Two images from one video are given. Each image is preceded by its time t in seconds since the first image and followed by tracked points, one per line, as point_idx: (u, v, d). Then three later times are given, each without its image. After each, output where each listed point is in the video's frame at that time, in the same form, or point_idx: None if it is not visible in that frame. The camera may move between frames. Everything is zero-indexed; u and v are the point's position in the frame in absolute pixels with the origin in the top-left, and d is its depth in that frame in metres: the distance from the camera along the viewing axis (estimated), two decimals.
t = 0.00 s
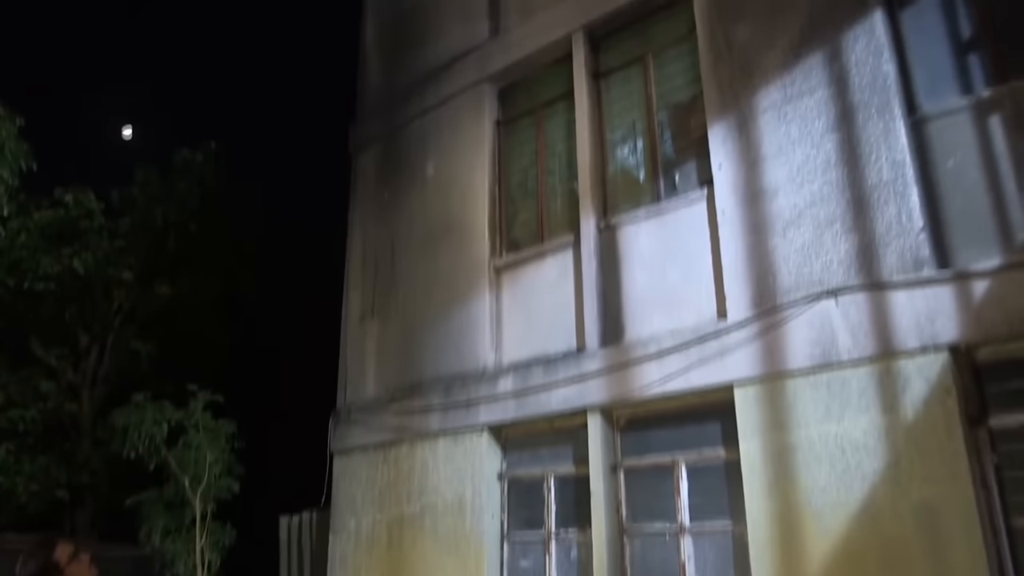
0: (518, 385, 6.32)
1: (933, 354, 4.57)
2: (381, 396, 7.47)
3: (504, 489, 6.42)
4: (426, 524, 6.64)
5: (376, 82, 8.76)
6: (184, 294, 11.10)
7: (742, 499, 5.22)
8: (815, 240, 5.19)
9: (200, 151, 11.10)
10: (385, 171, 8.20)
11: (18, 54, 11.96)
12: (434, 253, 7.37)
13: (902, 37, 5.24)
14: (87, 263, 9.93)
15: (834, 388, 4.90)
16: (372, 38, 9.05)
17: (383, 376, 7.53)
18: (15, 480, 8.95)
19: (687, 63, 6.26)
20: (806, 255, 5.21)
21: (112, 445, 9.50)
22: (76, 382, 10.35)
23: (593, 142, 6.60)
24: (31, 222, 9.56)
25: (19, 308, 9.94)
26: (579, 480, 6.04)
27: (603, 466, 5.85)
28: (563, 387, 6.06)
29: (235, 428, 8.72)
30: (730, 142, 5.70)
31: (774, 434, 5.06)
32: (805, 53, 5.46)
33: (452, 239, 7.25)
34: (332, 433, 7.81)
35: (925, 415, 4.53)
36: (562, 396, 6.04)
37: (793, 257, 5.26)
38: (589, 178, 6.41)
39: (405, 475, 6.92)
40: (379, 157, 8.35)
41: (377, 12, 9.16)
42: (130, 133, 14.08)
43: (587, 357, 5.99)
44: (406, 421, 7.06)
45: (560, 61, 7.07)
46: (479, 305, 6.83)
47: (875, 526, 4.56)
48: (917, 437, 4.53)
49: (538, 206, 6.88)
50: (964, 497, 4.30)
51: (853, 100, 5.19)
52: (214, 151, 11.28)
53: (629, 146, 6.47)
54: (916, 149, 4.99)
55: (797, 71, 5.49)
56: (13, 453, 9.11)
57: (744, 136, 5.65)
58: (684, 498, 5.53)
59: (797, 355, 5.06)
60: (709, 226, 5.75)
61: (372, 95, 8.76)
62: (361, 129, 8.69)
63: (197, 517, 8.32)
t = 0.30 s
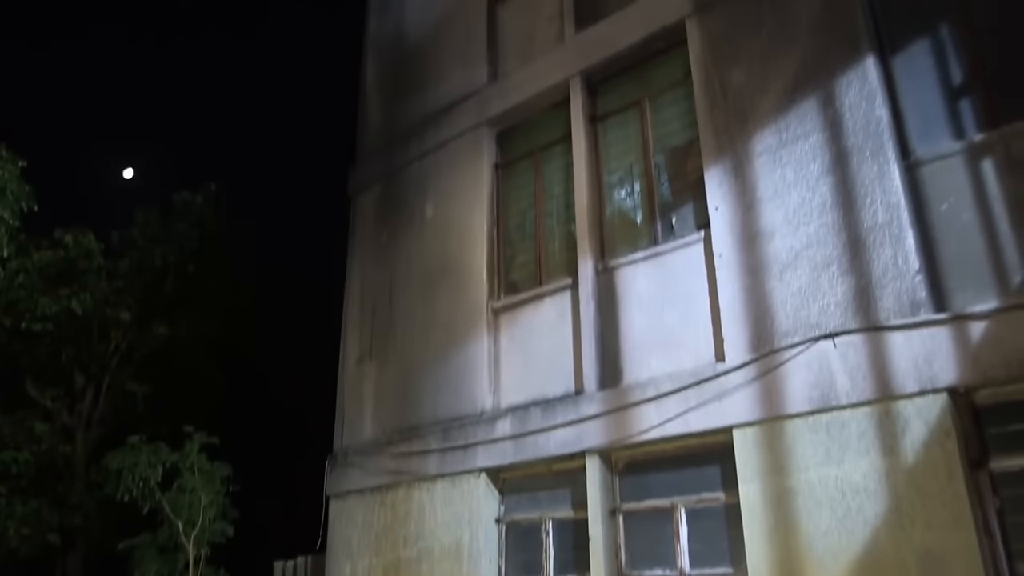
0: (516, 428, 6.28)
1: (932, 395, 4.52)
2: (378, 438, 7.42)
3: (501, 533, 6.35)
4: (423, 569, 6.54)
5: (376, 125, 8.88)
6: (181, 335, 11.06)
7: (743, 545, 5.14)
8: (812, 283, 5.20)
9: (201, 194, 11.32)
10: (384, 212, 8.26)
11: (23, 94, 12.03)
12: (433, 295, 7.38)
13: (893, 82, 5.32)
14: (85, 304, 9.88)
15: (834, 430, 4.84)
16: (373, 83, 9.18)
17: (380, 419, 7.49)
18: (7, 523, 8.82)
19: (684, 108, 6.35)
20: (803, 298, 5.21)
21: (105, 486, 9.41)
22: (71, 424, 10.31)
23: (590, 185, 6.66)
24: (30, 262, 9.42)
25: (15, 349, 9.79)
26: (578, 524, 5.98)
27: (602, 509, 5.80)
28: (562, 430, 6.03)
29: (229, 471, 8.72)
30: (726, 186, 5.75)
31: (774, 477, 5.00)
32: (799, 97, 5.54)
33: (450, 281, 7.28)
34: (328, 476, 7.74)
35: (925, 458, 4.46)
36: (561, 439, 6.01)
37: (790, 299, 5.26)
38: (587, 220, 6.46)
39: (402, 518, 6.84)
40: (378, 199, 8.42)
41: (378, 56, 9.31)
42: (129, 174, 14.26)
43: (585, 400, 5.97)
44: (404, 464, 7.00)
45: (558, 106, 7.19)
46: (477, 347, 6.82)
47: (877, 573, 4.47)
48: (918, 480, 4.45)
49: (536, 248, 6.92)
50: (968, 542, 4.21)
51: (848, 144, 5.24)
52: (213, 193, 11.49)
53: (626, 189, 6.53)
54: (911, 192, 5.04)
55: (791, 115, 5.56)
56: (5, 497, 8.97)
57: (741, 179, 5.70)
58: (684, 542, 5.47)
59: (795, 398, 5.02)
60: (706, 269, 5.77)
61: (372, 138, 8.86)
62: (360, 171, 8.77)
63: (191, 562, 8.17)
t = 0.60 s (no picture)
0: (515, 466, 6.24)
1: (932, 433, 4.49)
2: (376, 476, 7.36)
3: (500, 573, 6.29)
4: None
5: (376, 163, 8.97)
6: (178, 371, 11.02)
7: None
8: (811, 320, 5.20)
9: (201, 229, 11.34)
10: (384, 249, 8.29)
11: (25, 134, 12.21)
12: (431, 332, 7.38)
13: (888, 122, 5.39)
14: (83, 339, 9.88)
15: (834, 468, 4.80)
16: (374, 121, 9.29)
17: (378, 456, 7.45)
18: None
19: (682, 147, 6.42)
20: (802, 335, 5.21)
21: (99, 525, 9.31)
22: (66, 461, 10.14)
23: (589, 222, 6.70)
24: (29, 297, 9.59)
25: (12, 385, 9.86)
26: (577, 564, 5.91)
27: (601, 549, 5.75)
28: (561, 468, 5.99)
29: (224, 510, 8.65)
30: (724, 224, 5.79)
31: (775, 516, 4.95)
32: (795, 137, 5.60)
33: (449, 318, 7.27)
34: (325, 515, 7.67)
35: (927, 497, 4.41)
36: (560, 477, 5.96)
37: (789, 336, 5.26)
38: (585, 257, 6.49)
39: (398, 557, 6.75)
40: (378, 236, 8.46)
41: (378, 95, 9.44)
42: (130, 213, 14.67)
43: (584, 438, 5.94)
44: (401, 502, 6.94)
45: (556, 144, 7.28)
46: (475, 384, 6.80)
47: None
48: (920, 519, 4.40)
49: (535, 285, 6.94)
50: None
51: (844, 182, 5.29)
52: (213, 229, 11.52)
53: (624, 226, 6.57)
54: (907, 230, 5.08)
55: (788, 154, 5.62)
56: None
57: (738, 217, 5.73)
58: None
59: (795, 436, 4.98)
60: (705, 307, 5.78)
61: (372, 175, 8.94)
62: (360, 208, 8.82)
63: None
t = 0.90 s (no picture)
0: (514, 496, 6.20)
1: (935, 463, 4.47)
2: (375, 506, 7.30)
3: None
4: None
5: (376, 192, 9.02)
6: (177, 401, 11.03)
7: None
8: (811, 349, 5.19)
9: (202, 259, 11.46)
10: (384, 277, 8.31)
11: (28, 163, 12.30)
12: (431, 361, 7.37)
13: (886, 152, 5.43)
14: (81, 368, 9.84)
15: (837, 499, 4.76)
16: (374, 151, 9.36)
17: (377, 486, 7.39)
18: None
19: (681, 176, 6.46)
20: (803, 364, 5.19)
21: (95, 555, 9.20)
22: (62, 491, 10.06)
23: (588, 251, 6.73)
24: (29, 326, 9.68)
25: (9, 414, 9.86)
26: None
27: None
28: (561, 498, 5.94)
29: (222, 540, 8.58)
30: (723, 254, 5.80)
31: (777, 548, 4.90)
32: (794, 166, 5.64)
33: (448, 348, 7.26)
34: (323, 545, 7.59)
35: (930, 528, 4.37)
36: (560, 508, 5.91)
37: (789, 365, 5.24)
38: (585, 286, 6.49)
39: None
40: (378, 265, 8.47)
41: (379, 125, 9.53)
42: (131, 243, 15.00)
43: (584, 468, 5.91)
44: (400, 533, 6.88)
45: (556, 174, 7.33)
46: (476, 414, 6.78)
47: None
48: (924, 551, 4.35)
49: (534, 314, 6.95)
50: None
51: (843, 212, 5.31)
52: (214, 259, 11.65)
53: (624, 255, 6.59)
54: (906, 259, 5.09)
55: (786, 184, 5.65)
56: None
57: (738, 247, 5.75)
58: None
59: (797, 466, 4.95)
60: (705, 336, 5.78)
61: (372, 204, 9.00)
62: (361, 237, 8.86)
63: None
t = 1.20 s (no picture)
0: (514, 530, 6.15)
1: (937, 497, 4.43)
2: (374, 540, 7.22)
3: None
4: None
5: (376, 224, 9.06)
6: (174, 434, 11.13)
7: None
8: (811, 381, 5.16)
9: (202, 289, 11.61)
10: (384, 309, 8.31)
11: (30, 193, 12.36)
12: (431, 394, 7.35)
13: (883, 184, 5.46)
14: (79, 400, 9.81)
15: (839, 533, 4.72)
16: (375, 183, 9.42)
17: (375, 519, 7.32)
18: None
19: (680, 209, 6.49)
20: (803, 397, 5.16)
21: None
22: (57, 523, 10.01)
23: (588, 283, 6.74)
24: (28, 357, 9.64)
25: (4, 445, 9.70)
26: None
27: None
28: (561, 532, 5.89)
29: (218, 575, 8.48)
30: (722, 286, 5.80)
31: None
32: (792, 199, 5.67)
33: (448, 380, 7.24)
34: None
35: (934, 562, 4.32)
36: (560, 542, 5.86)
37: (789, 398, 5.21)
38: (585, 318, 6.50)
39: None
40: (378, 296, 8.48)
41: (379, 158, 9.60)
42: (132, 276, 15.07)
43: (584, 501, 5.87)
44: (398, 567, 6.80)
45: (555, 207, 7.38)
46: (475, 446, 6.74)
47: None
48: None
49: (534, 346, 6.95)
50: None
51: (841, 244, 5.33)
52: (213, 290, 11.81)
53: (623, 287, 6.61)
54: (905, 292, 5.10)
55: (784, 217, 5.67)
56: None
57: (737, 279, 5.75)
58: None
59: (798, 499, 4.90)
60: (705, 368, 5.76)
61: (373, 236, 9.03)
62: (361, 269, 8.88)
63: None
